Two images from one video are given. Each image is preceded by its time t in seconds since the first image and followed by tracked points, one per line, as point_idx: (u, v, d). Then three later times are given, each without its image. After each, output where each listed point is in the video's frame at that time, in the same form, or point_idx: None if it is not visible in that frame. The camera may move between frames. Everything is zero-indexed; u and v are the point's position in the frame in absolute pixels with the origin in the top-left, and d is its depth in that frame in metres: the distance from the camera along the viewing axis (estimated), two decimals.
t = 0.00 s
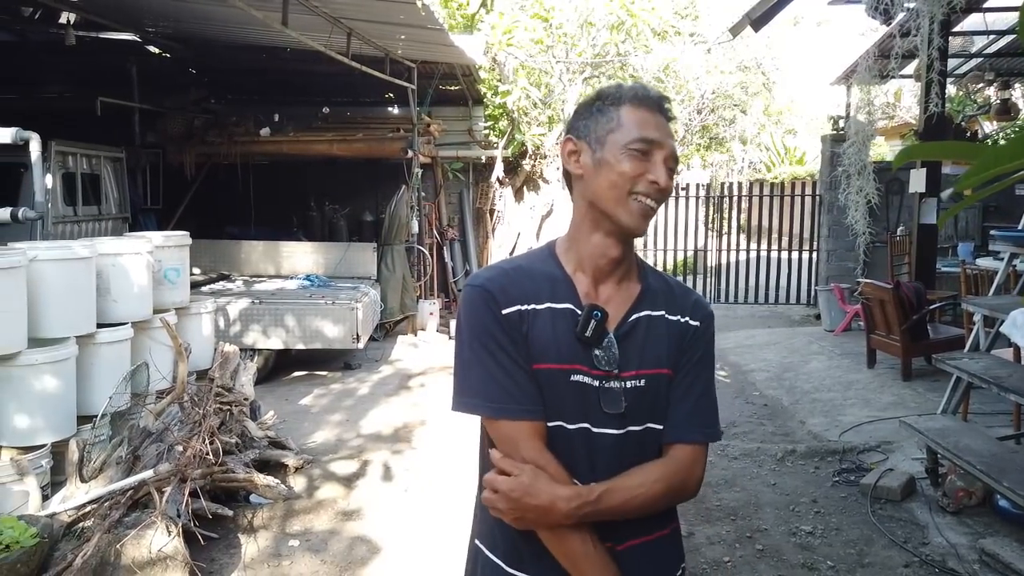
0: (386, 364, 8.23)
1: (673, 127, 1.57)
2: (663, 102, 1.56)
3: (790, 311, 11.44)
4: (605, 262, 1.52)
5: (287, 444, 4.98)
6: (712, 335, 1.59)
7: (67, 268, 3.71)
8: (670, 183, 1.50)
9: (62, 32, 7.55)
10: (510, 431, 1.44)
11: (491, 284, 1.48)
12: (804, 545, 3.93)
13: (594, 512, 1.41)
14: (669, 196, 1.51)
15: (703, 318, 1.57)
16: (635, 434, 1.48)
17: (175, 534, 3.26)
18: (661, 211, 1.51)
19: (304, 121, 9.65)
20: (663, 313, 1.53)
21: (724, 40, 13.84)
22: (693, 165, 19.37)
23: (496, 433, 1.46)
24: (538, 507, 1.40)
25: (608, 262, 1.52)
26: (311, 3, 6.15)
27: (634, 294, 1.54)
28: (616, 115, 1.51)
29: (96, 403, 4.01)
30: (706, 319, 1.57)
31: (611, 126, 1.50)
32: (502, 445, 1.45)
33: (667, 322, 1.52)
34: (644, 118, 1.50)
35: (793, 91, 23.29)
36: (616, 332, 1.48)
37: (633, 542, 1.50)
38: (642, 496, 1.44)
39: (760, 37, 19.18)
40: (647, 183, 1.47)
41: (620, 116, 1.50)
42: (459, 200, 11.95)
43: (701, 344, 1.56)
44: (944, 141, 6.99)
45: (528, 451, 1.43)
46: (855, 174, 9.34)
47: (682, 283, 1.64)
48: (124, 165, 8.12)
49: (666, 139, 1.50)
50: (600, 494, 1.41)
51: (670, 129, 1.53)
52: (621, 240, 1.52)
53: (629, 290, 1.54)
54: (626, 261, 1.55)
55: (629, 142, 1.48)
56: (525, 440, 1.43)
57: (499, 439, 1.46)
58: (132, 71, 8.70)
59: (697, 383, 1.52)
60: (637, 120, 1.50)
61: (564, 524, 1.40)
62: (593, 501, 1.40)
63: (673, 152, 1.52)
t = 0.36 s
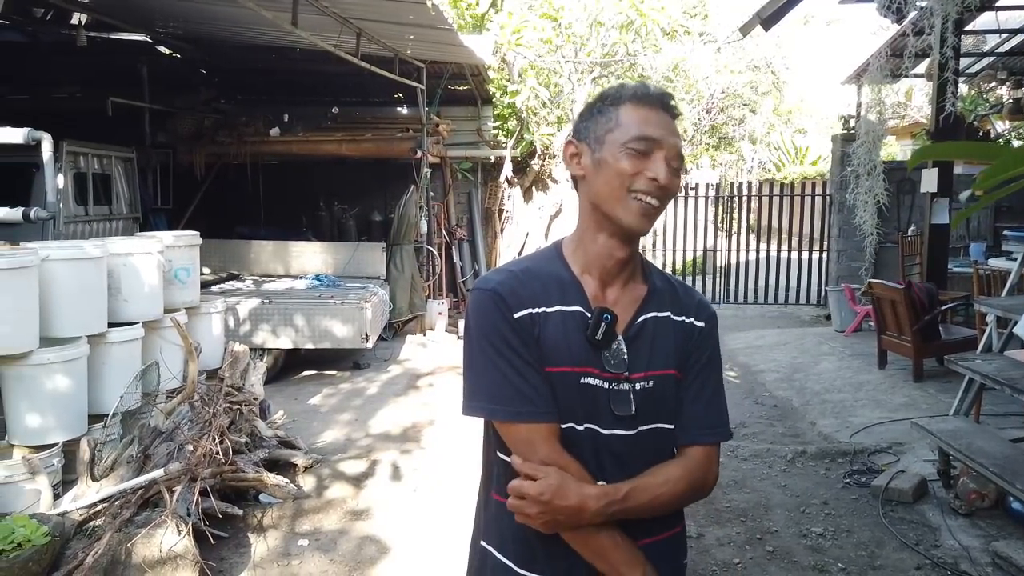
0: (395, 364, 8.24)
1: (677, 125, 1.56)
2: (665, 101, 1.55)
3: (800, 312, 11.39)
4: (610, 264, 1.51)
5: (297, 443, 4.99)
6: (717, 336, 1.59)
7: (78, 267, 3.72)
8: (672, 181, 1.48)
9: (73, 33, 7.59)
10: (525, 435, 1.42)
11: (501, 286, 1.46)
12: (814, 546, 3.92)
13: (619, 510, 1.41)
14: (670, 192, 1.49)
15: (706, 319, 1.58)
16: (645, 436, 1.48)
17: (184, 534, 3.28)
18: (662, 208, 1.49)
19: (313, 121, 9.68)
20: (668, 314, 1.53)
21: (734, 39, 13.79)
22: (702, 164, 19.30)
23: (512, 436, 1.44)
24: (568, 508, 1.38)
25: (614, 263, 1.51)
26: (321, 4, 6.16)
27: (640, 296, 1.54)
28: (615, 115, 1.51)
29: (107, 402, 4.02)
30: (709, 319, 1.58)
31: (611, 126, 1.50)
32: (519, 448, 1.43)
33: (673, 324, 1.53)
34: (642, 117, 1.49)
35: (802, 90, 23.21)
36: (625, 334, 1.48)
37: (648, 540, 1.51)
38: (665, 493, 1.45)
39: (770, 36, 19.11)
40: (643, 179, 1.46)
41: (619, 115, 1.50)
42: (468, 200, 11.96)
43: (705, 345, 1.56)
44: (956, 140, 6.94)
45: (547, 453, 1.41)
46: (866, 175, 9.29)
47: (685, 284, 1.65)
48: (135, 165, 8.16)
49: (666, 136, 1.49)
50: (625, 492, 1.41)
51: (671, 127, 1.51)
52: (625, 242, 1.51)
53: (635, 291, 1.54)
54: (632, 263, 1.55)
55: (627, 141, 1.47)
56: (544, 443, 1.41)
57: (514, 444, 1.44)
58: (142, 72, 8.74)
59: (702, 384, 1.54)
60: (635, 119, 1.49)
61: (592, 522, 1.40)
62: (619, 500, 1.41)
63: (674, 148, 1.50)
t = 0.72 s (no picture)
0: (405, 364, 8.25)
1: (662, 112, 1.52)
2: (643, 90, 1.53)
3: (811, 312, 11.34)
4: (614, 265, 1.50)
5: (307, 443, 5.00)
6: (744, 349, 1.52)
7: (91, 267, 3.74)
8: (636, 169, 1.48)
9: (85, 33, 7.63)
10: (519, 427, 1.46)
11: (507, 283, 1.51)
12: (826, 549, 3.89)
13: (610, 511, 1.40)
14: (645, 183, 1.47)
15: (732, 329, 1.51)
16: (649, 443, 1.46)
17: (196, 533, 3.29)
18: (640, 200, 1.48)
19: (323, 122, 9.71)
20: (684, 320, 1.49)
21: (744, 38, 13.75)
22: (712, 165, 19.23)
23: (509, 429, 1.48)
24: (556, 500, 1.39)
25: (617, 264, 1.50)
26: (332, 4, 6.17)
27: (654, 299, 1.51)
28: (588, 121, 1.56)
29: (119, 402, 4.04)
30: (735, 330, 1.52)
31: (585, 134, 1.55)
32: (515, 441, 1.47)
33: (688, 331, 1.48)
34: (606, 115, 1.52)
35: (813, 90, 23.14)
36: (630, 338, 1.46)
37: (649, 553, 1.48)
38: (663, 501, 1.42)
39: (781, 36, 19.05)
40: (608, 176, 1.48)
41: (591, 122, 1.55)
42: (477, 200, 11.97)
43: (727, 357, 1.50)
44: (969, 140, 6.90)
45: (540, 446, 1.44)
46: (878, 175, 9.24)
47: (718, 293, 1.59)
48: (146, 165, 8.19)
49: (627, 127, 1.49)
50: (620, 492, 1.40)
51: (640, 114, 1.50)
52: (621, 242, 1.50)
53: (650, 294, 1.52)
54: (644, 265, 1.52)
55: (592, 145, 1.52)
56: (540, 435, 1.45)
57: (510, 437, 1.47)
58: (154, 73, 8.79)
59: (722, 398, 1.48)
60: (601, 119, 1.52)
61: (581, 520, 1.40)
62: (612, 500, 1.40)
63: (642, 137, 1.49)
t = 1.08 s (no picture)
0: (413, 364, 8.26)
1: (647, 115, 1.49)
2: (624, 95, 1.50)
3: (821, 313, 11.30)
4: (627, 268, 1.51)
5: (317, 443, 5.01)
6: (759, 358, 1.52)
7: (103, 268, 3.77)
8: (618, 184, 1.46)
9: (97, 35, 7.66)
10: (527, 424, 1.46)
11: (524, 281, 1.51)
12: (836, 551, 3.88)
13: (617, 517, 1.40)
14: (632, 196, 1.46)
15: (748, 336, 1.51)
16: (661, 447, 1.45)
17: (206, 532, 3.31)
18: (630, 213, 1.47)
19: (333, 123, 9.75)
20: (699, 325, 1.49)
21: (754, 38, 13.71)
22: (721, 165, 19.17)
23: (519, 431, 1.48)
24: (561, 506, 1.39)
25: (630, 267, 1.50)
26: (341, 5, 6.18)
27: (670, 303, 1.52)
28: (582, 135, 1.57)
29: (131, 401, 4.06)
30: (751, 338, 1.51)
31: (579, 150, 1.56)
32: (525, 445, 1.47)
33: (705, 336, 1.48)
34: (591, 130, 1.51)
35: (822, 90, 23.03)
36: (646, 340, 1.46)
37: (653, 559, 1.48)
38: (669, 509, 1.42)
39: (790, 35, 18.99)
40: (595, 195, 1.48)
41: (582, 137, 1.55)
42: (486, 200, 11.99)
43: (742, 365, 1.50)
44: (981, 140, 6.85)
45: (549, 449, 1.44)
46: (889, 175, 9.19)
47: (733, 301, 1.59)
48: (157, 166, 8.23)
49: (606, 141, 1.48)
50: (625, 499, 1.41)
51: (619, 125, 1.48)
52: (626, 251, 1.50)
53: (667, 297, 1.52)
54: (656, 270, 1.52)
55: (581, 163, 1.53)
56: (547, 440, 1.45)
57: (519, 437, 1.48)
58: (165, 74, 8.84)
59: (736, 404, 1.48)
60: (588, 135, 1.52)
61: (586, 526, 1.40)
62: (618, 506, 1.40)
63: (624, 149, 1.47)
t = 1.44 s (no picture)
0: (416, 364, 8.26)
1: (644, 117, 1.48)
2: (621, 98, 1.49)
3: (824, 313, 11.28)
4: (629, 270, 1.51)
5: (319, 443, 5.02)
6: (763, 356, 1.52)
7: (106, 268, 3.78)
8: (616, 189, 1.46)
9: (100, 36, 7.68)
10: (524, 432, 1.46)
11: (524, 285, 1.50)
12: (838, 552, 3.87)
13: (655, 551, 1.40)
14: (631, 201, 1.46)
15: (752, 336, 1.51)
16: (665, 448, 1.46)
17: (208, 532, 3.31)
18: (630, 218, 1.47)
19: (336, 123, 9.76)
20: (703, 327, 1.49)
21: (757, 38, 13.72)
22: (725, 165, 19.15)
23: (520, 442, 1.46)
24: (599, 556, 1.38)
25: (632, 269, 1.50)
26: (344, 6, 6.18)
27: (673, 304, 1.52)
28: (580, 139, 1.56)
29: (133, 401, 4.07)
30: (754, 339, 1.51)
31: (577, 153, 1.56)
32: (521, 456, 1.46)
33: (709, 337, 1.49)
34: (588, 134, 1.51)
35: (826, 90, 23.01)
36: (649, 341, 1.46)
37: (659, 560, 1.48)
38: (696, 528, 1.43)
39: (793, 35, 18.98)
40: (594, 201, 1.48)
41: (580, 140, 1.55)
42: (489, 200, 12.01)
43: (747, 365, 1.50)
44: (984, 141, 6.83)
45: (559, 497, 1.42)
46: (893, 175, 9.18)
47: (735, 300, 1.59)
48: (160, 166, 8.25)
49: (605, 146, 1.48)
50: (660, 532, 1.40)
51: (617, 128, 1.48)
52: (627, 255, 1.50)
53: (670, 298, 1.53)
54: (659, 271, 1.52)
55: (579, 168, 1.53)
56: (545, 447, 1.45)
57: (518, 444, 1.47)
58: (168, 74, 8.85)
59: (742, 403, 1.49)
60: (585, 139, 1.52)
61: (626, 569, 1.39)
62: (655, 541, 1.40)
63: (621, 154, 1.46)
